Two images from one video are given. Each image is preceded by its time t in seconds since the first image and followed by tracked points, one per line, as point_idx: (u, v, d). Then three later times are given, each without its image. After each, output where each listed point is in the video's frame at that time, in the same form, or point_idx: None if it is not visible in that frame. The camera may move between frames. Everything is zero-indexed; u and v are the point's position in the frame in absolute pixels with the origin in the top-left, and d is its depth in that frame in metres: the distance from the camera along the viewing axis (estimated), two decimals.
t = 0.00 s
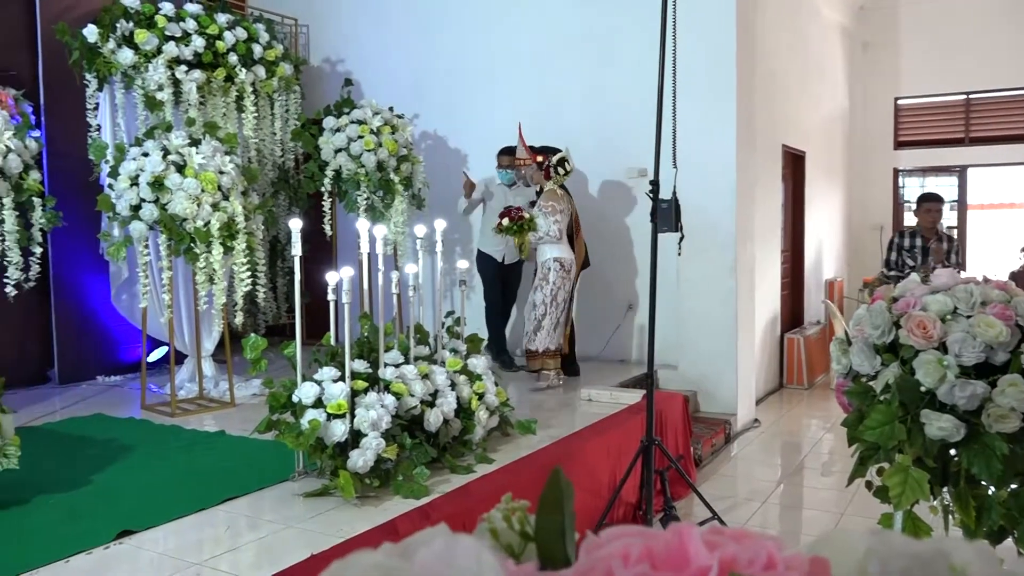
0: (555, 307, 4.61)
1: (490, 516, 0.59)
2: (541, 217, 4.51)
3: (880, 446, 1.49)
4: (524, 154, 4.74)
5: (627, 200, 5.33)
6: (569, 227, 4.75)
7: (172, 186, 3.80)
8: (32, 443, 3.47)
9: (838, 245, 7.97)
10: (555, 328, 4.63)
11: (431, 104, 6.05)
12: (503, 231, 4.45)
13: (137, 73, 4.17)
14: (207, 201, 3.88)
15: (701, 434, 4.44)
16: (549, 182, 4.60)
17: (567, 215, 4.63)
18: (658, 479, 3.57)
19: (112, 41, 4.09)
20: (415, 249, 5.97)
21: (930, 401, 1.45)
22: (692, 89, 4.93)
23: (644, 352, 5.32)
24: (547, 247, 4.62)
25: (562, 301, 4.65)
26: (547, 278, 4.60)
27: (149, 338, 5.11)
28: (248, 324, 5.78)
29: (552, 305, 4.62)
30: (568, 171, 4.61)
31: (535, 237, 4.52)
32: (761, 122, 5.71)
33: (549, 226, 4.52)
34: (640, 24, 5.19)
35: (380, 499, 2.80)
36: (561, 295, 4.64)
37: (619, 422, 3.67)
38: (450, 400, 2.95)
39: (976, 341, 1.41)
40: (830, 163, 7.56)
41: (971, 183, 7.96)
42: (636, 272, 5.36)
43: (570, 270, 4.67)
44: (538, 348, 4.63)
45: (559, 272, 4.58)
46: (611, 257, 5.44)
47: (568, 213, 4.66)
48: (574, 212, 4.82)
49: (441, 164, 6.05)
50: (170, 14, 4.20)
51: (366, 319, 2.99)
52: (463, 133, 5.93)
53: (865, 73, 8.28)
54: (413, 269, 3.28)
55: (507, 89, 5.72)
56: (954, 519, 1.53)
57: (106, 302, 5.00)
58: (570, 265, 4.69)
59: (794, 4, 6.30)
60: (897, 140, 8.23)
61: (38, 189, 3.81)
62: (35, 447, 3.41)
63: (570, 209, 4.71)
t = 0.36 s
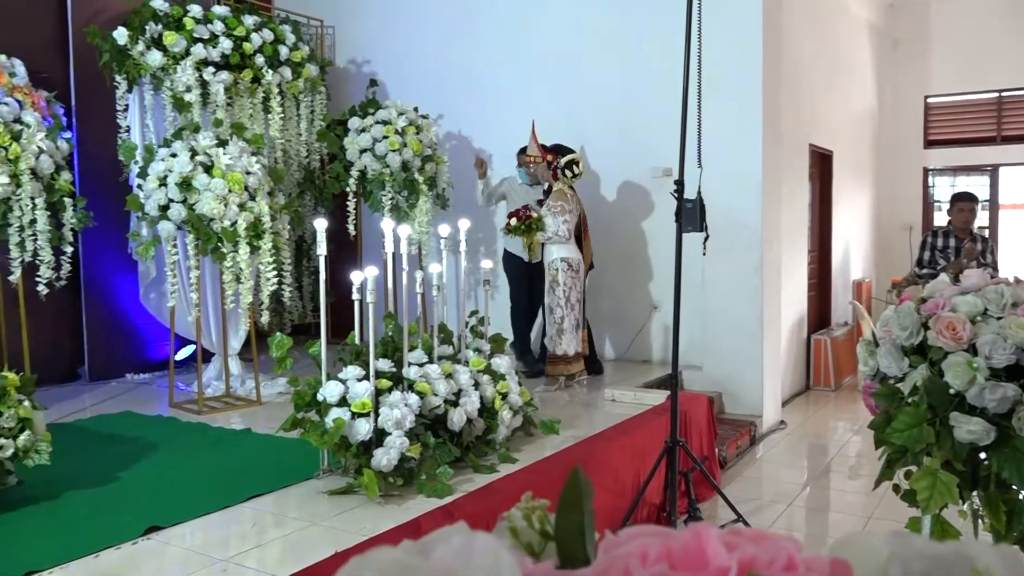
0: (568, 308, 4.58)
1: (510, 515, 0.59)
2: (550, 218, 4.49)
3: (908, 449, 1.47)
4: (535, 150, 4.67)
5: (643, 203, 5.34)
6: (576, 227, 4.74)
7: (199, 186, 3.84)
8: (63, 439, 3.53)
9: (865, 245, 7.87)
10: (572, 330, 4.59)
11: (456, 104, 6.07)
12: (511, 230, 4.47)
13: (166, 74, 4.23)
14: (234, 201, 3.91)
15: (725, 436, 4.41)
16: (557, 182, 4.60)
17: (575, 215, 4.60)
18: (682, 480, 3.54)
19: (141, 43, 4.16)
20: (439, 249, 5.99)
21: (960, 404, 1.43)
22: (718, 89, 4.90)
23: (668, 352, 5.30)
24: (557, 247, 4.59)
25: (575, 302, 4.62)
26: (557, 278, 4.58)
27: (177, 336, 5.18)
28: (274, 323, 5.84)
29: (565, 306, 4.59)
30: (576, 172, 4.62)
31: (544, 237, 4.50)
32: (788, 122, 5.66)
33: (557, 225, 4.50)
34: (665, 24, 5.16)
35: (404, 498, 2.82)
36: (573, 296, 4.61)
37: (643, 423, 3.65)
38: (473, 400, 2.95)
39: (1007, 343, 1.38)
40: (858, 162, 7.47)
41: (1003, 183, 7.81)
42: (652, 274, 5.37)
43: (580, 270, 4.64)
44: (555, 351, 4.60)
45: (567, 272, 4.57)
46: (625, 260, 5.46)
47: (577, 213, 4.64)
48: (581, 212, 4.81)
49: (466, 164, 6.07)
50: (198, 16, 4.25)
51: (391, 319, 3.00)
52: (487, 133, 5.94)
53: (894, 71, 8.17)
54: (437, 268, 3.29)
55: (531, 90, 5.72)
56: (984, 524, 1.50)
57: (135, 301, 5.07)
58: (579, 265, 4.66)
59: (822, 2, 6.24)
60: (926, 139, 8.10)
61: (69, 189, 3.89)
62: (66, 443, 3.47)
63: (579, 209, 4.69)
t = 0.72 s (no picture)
0: (588, 310, 4.53)
1: (532, 514, 0.59)
2: (568, 217, 4.50)
3: (938, 454, 1.45)
4: (549, 150, 4.73)
5: (664, 204, 5.33)
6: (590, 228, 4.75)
7: (229, 187, 3.90)
8: (97, 435, 3.60)
9: (897, 246, 7.77)
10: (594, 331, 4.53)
11: (482, 104, 6.09)
12: (528, 231, 4.45)
13: (197, 76, 4.29)
14: (263, 201, 3.96)
15: (752, 438, 4.38)
16: (574, 184, 4.62)
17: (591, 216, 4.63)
18: (708, 483, 3.52)
19: (174, 44, 4.21)
20: (466, 249, 6.01)
21: (992, 407, 1.40)
22: (746, 89, 4.87)
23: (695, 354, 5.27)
24: (575, 249, 4.57)
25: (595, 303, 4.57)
26: (578, 279, 4.53)
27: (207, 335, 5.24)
28: (302, 322, 5.90)
29: (586, 307, 4.54)
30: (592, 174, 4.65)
31: (563, 237, 4.50)
32: (818, 122, 5.60)
33: (576, 226, 4.51)
34: (693, 23, 5.14)
35: (429, 497, 2.84)
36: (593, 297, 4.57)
37: (669, 424, 3.63)
38: (498, 400, 2.96)
39: None
40: (889, 162, 7.37)
41: None
42: (674, 276, 5.35)
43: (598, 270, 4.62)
44: (578, 354, 4.52)
45: (588, 273, 4.53)
46: (646, 262, 5.45)
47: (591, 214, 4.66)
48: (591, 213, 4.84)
49: (493, 165, 6.09)
50: (229, 18, 4.31)
51: (417, 319, 3.02)
52: (514, 133, 5.95)
53: (927, 70, 8.05)
54: (464, 269, 3.31)
55: (558, 90, 5.72)
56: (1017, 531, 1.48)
57: (167, 300, 5.15)
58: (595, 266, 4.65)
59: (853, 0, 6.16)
60: (960, 139, 7.97)
61: (103, 189, 3.96)
62: (99, 439, 3.53)
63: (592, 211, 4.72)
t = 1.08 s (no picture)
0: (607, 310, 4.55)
1: (556, 513, 0.59)
2: (588, 218, 4.51)
3: (970, 457, 1.42)
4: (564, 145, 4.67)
5: (683, 204, 5.33)
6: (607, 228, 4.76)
7: (258, 187, 3.94)
8: (129, 432, 3.66)
9: (929, 247, 7.65)
10: (612, 331, 4.57)
11: (509, 104, 6.09)
12: (548, 232, 4.43)
13: (227, 78, 4.34)
14: (291, 201, 4.00)
15: (780, 440, 4.34)
16: (593, 183, 4.61)
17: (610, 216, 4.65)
18: (735, 485, 3.49)
19: (204, 47, 4.27)
20: (492, 249, 6.02)
21: None
22: (775, 87, 4.82)
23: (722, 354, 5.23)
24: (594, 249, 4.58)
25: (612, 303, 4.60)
26: (597, 280, 4.55)
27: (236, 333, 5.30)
28: (329, 321, 5.95)
29: (604, 308, 4.56)
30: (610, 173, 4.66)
31: (583, 239, 4.52)
32: (848, 120, 5.52)
33: (597, 228, 4.53)
34: (722, 21, 5.11)
35: (454, 496, 2.84)
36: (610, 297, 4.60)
37: (696, 426, 3.61)
38: (524, 400, 2.97)
39: None
40: (921, 162, 7.26)
41: None
42: (697, 278, 5.33)
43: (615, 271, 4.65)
44: (596, 354, 4.54)
45: (607, 273, 4.55)
46: (667, 263, 5.44)
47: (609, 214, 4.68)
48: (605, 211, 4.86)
49: (519, 165, 6.09)
50: (258, 20, 4.36)
51: (443, 319, 3.03)
52: (541, 133, 5.95)
53: (961, 67, 7.92)
54: (490, 269, 3.32)
55: (584, 90, 5.70)
56: None
57: (197, 299, 5.22)
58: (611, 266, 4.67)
59: None
60: (994, 138, 7.84)
61: (135, 189, 4.02)
62: (130, 436, 3.59)
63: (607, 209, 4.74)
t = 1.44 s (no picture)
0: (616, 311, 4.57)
1: (576, 513, 0.59)
2: (597, 218, 4.50)
3: (1001, 460, 1.40)
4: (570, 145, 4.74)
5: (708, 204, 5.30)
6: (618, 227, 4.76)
7: (284, 188, 3.98)
8: (157, 430, 3.71)
9: (958, 247, 7.53)
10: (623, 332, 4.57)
11: (532, 105, 6.10)
12: (559, 232, 4.44)
13: (253, 80, 4.39)
14: (316, 202, 4.04)
15: (806, 442, 4.30)
16: (602, 182, 4.62)
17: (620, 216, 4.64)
18: (760, 487, 3.46)
19: (230, 49, 4.33)
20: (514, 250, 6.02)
21: None
22: (801, 85, 4.78)
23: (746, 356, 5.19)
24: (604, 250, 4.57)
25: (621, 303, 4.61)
26: (606, 280, 4.55)
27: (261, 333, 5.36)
28: (354, 321, 5.99)
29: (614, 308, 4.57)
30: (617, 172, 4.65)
31: (593, 238, 4.52)
32: (875, 119, 5.46)
33: (607, 227, 4.52)
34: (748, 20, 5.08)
35: (477, 496, 2.85)
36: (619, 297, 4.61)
37: (720, 427, 3.58)
38: (547, 401, 2.97)
39: None
40: (951, 161, 7.16)
41: None
42: (712, 279, 5.34)
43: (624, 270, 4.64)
44: (610, 356, 4.53)
45: (616, 273, 4.56)
46: (684, 264, 5.45)
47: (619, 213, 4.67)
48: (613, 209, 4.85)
49: (543, 165, 6.10)
50: (284, 23, 4.40)
51: (467, 319, 3.04)
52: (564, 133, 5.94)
53: (991, 65, 7.81)
54: (513, 269, 3.33)
55: (607, 89, 5.69)
56: None
57: (223, 299, 5.28)
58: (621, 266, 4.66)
59: None
60: None
61: (163, 190, 4.07)
62: (158, 434, 3.63)
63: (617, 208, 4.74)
